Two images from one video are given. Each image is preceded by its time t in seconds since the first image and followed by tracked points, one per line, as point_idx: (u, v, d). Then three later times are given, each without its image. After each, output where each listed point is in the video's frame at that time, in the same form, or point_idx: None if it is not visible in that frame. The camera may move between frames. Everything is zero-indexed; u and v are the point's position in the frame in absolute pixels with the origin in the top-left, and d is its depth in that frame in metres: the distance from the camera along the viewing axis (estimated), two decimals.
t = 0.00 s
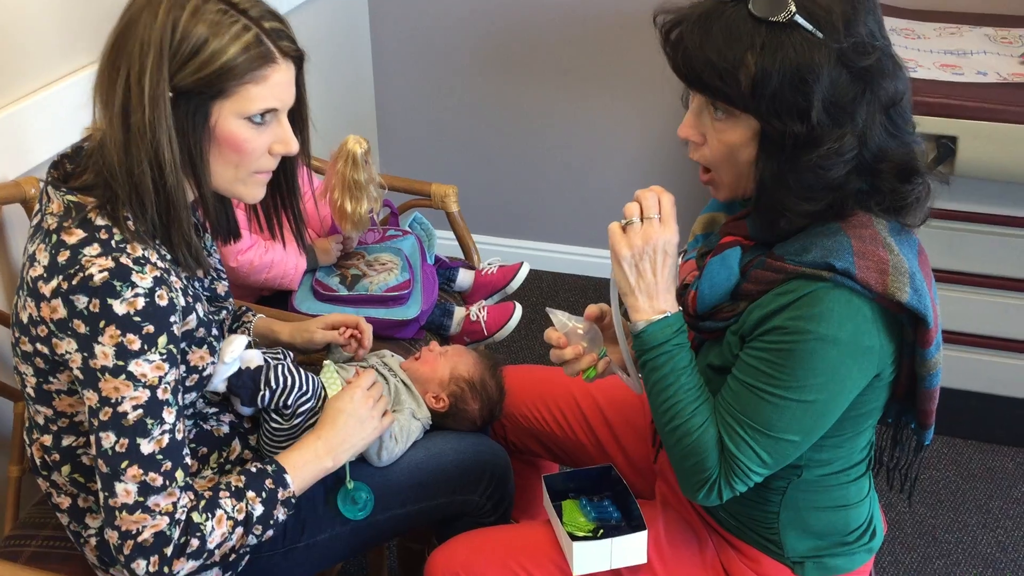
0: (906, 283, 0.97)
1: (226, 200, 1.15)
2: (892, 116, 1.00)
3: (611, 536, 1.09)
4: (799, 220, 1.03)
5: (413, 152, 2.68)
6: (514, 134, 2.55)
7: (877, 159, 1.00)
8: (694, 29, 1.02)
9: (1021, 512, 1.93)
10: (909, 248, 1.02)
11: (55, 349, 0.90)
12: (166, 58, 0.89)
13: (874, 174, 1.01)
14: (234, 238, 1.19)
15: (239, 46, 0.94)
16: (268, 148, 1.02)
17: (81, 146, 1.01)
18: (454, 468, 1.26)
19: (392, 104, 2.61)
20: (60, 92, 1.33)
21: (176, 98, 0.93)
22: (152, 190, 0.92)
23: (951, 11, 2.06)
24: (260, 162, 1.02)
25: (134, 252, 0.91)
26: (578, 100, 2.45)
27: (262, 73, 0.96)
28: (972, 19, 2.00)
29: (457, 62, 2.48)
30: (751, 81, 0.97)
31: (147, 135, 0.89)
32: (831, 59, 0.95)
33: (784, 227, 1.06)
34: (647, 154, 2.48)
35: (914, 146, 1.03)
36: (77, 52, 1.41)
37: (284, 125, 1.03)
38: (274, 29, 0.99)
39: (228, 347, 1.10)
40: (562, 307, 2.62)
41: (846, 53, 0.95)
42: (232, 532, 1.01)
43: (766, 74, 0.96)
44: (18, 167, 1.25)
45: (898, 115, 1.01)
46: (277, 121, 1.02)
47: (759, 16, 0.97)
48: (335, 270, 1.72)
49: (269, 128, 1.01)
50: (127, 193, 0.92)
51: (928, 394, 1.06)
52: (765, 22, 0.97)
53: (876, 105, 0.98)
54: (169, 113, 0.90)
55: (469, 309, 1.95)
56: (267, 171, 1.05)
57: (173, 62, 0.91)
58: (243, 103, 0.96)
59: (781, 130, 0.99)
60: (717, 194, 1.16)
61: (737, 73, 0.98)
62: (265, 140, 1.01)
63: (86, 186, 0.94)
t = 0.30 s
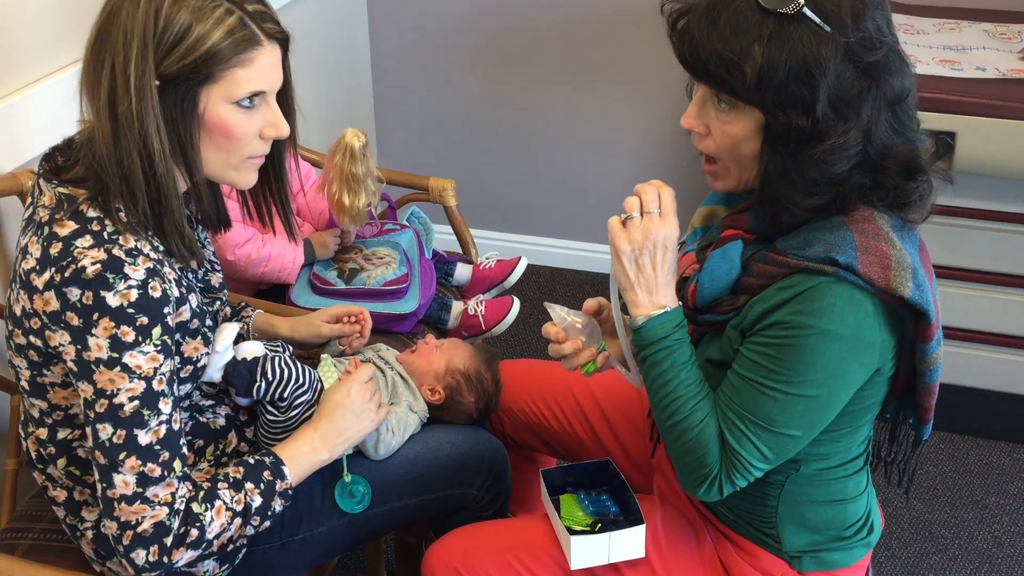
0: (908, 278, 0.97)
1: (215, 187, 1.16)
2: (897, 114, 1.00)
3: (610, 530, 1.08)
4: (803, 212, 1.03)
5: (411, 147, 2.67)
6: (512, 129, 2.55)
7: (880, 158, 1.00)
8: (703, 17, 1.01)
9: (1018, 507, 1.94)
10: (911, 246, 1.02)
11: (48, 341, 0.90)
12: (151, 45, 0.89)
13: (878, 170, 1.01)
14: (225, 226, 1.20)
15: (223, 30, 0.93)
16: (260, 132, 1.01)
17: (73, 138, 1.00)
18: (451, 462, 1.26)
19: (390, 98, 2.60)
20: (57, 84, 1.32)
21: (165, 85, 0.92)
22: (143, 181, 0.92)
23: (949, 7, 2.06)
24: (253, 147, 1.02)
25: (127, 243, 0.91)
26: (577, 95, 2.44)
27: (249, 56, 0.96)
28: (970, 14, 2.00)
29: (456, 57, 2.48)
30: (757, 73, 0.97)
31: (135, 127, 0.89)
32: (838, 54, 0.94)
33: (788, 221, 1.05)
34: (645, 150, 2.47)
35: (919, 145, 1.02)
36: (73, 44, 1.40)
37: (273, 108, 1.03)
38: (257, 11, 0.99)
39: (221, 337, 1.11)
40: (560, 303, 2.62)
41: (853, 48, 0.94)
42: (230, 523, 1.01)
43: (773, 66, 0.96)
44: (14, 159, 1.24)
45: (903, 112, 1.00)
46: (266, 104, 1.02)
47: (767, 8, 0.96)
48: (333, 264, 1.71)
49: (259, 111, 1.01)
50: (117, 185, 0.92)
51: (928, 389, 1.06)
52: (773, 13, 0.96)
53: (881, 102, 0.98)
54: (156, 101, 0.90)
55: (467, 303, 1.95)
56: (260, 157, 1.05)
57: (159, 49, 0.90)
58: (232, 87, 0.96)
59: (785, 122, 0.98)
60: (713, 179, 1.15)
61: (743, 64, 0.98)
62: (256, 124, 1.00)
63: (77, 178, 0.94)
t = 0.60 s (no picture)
0: (908, 280, 0.97)
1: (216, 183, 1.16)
2: (902, 125, 0.99)
3: (610, 529, 1.08)
4: (797, 215, 1.04)
5: (411, 147, 2.67)
6: (513, 129, 2.55)
7: (881, 168, 1.00)
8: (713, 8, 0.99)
9: (1018, 508, 1.94)
10: (910, 248, 1.02)
11: (49, 339, 0.90)
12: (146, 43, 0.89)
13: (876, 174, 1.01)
14: (225, 223, 1.19)
15: (218, 27, 0.93)
16: (259, 126, 1.02)
17: (74, 136, 1.00)
18: (451, 461, 1.26)
19: (391, 98, 2.60)
20: (58, 82, 1.32)
21: (161, 83, 0.92)
22: (143, 179, 0.92)
23: (951, 7, 2.06)
24: (252, 142, 1.02)
25: (128, 241, 0.91)
26: (577, 95, 2.44)
27: (245, 50, 0.96)
28: (971, 15, 2.00)
29: (456, 56, 2.48)
30: (759, 73, 0.96)
31: (133, 124, 0.90)
32: (842, 62, 0.94)
33: (785, 221, 1.05)
34: (646, 150, 2.48)
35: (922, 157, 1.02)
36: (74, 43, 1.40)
37: (271, 102, 1.03)
38: (253, 5, 0.99)
39: (221, 334, 1.09)
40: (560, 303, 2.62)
41: (859, 57, 0.94)
42: (232, 519, 1.01)
43: (776, 69, 0.95)
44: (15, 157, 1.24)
45: (908, 121, 0.99)
46: (264, 98, 1.02)
47: (778, 8, 0.94)
48: (333, 263, 1.71)
49: (257, 105, 1.01)
50: (118, 183, 0.92)
51: (928, 389, 1.06)
52: (783, 14, 0.94)
53: (882, 112, 0.97)
54: (154, 98, 0.90)
55: (467, 303, 1.95)
56: (258, 153, 1.05)
57: (154, 46, 0.90)
58: (229, 83, 0.96)
59: (781, 125, 0.99)
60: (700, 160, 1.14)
61: (747, 64, 0.97)
62: (255, 118, 1.00)
63: (77, 176, 0.94)
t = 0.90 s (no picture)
0: (914, 282, 0.96)
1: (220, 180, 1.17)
2: (905, 125, 0.98)
3: (613, 530, 1.08)
4: (800, 216, 1.04)
5: (413, 147, 2.67)
6: (514, 129, 2.55)
7: (882, 167, 0.99)
8: (711, 9, 1.00)
9: (1020, 510, 1.94)
10: (915, 250, 1.02)
11: (52, 338, 0.90)
12: (146, 42, 0.89)
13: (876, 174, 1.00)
14: (227, 221, 1.20)
15: (217, 25, 0.93)
16: (261, 123, 1.02)
17: (78, 135, 1.00)
18: (453, 461, 1.26)
19: (393, 98, 2.60)
20: (59, 83, 1.32)
21: (163, 82, 0.92)
22: (145, 178, 0.92)
23: (953, 8, 2.05)
24: (254, 139, 1.02)
25: (130, 240, 0.91)
26: (578, 95, 2.44)
27: (244, 47, 0.96)
28: (974, 16, 2.00)
29: (458, 57, 2.48)
30: (753, 75, 0.97)
31: (134, 123, 0.89)
32: (836, 63, 0.93)
33: (790, 223, 1.05)
34: (647, 150, 2.47)
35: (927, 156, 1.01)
36: (75, 43, 1.40)
37: (272, 99, 1.03)
38: (253, 3, 0.99)
39: (224, 332, 1.09)
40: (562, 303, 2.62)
41: (855, 58, 0.93)
42: (234, 517, 1.01)
43: (767, 70, 0.96)
44: (18, 158, 1.24)
45: (911, 122, 0.99)
46: (265, 95, 1.02)
47: (773, 10, 0.95)
48: (336, 263, 1.72)
49: (258, 103, 1.01)
50: (121, 182, 0.92)
51: (932, 391, 1.06)
52: (778, 16, 0.95)
53: (881, 112, 0.96)
54: (155, 95, 0.90)
55: (469, 303, 1.95)
56: (262, 149, 1.05)
57: (155, 44, 0.90)
58: (229, 80, 0.96)
59: (779, 126, 0.99)
60: (711, 160, 1.15)
61: (743, 65, 0.98)
62: (257, 115, 1.01)
63: (80, 175, 0.94)
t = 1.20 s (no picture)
0: (920, 284, 0.96)
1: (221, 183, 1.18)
2: (908, 121, 0.98)
3: (614, 532, 1.08)
4: (806, 217, 1.03)
5: (414, 149, 2.67)
6: (515, 131, 2.55)
7: (886, 166, 0.99)
8: (711, 15, 1.01)
9: (1022, 511, 1.93)
10: (918, 249, 1.02)
11: (53, 342, 0.90)
12: (144, 44, 0.89)
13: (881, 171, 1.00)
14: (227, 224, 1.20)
15: (215, 27, 0.93)
16: (259, 124, 1.02)
17: (77, 138, 1.00)
18: (455, 462, 1.26)
19: (394, 100, 2.60)
20: (60, 85, 1.32)
21: (162, 84, 0.92)
22: (144, 181, 0.92)
23: (954, 9, 2.05)
24: (253, 141, 1.02)
25: (130, 243, 0.91)
26: (580, 97, 2.44)
27: (243, 50, 0.96)
28: (974, 17, 2.00)
29: (459, 59, 2.48)
30: (754, 80, 0.97)
31: (133, 126, 0.89)
32: (836, 62, 0.93)
33: (795, 225, 1.05)
34: (649, 152, 2.47)
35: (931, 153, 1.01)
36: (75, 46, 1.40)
37: (271, 101, 1.03)
38: (252, 5, 0.99)
39: (227, 337, 1.09)
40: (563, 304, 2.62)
41: (855, 56, 0.93)
42: (241, 519, 1.01)
43: (769, 73, 0.96)
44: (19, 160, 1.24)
45: (913, 121, 0.99)
46: (265, 98, 1.02)
47: (770, 13, 0.96)
48: (337, 265, 1.72)
49: (257, 105, 1.01)
50: (121, 186, 0.92)
51: (936, 394, 1.06)
52: (775, 20, 0.95)
53: (884, 110, 0.96)
54: (153, 97, 0.90)
55: (471, 305, 1.95)
56: (259, 150, 1.05)
57: (152, 47, 0.90)
58: (229, 82, 0.96)
59: (785, 129, 0.99)
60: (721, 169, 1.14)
61: (744, 70, 0.98)
62: (255, 117, 1.01)
63: (80, 179, 0.94)
